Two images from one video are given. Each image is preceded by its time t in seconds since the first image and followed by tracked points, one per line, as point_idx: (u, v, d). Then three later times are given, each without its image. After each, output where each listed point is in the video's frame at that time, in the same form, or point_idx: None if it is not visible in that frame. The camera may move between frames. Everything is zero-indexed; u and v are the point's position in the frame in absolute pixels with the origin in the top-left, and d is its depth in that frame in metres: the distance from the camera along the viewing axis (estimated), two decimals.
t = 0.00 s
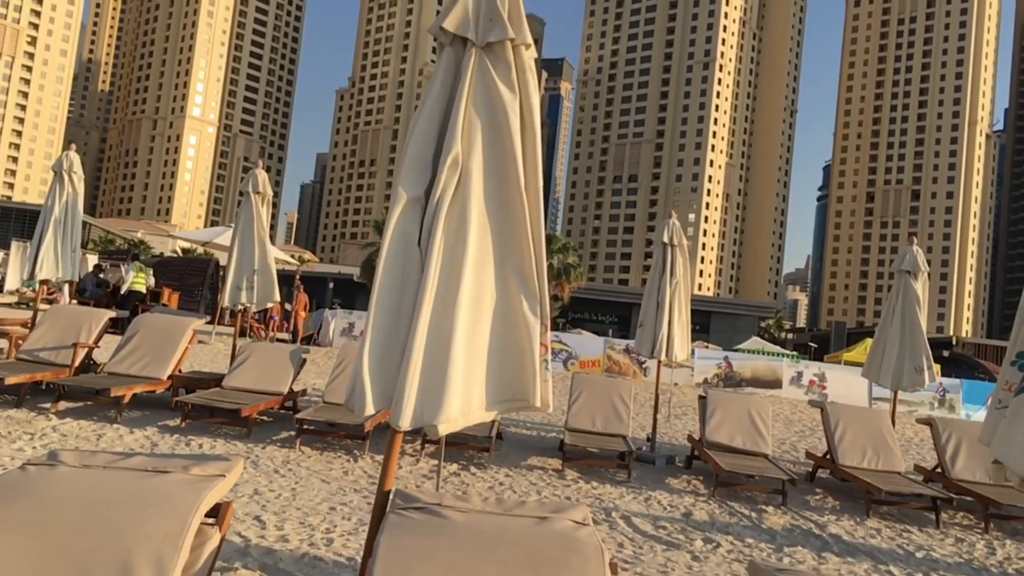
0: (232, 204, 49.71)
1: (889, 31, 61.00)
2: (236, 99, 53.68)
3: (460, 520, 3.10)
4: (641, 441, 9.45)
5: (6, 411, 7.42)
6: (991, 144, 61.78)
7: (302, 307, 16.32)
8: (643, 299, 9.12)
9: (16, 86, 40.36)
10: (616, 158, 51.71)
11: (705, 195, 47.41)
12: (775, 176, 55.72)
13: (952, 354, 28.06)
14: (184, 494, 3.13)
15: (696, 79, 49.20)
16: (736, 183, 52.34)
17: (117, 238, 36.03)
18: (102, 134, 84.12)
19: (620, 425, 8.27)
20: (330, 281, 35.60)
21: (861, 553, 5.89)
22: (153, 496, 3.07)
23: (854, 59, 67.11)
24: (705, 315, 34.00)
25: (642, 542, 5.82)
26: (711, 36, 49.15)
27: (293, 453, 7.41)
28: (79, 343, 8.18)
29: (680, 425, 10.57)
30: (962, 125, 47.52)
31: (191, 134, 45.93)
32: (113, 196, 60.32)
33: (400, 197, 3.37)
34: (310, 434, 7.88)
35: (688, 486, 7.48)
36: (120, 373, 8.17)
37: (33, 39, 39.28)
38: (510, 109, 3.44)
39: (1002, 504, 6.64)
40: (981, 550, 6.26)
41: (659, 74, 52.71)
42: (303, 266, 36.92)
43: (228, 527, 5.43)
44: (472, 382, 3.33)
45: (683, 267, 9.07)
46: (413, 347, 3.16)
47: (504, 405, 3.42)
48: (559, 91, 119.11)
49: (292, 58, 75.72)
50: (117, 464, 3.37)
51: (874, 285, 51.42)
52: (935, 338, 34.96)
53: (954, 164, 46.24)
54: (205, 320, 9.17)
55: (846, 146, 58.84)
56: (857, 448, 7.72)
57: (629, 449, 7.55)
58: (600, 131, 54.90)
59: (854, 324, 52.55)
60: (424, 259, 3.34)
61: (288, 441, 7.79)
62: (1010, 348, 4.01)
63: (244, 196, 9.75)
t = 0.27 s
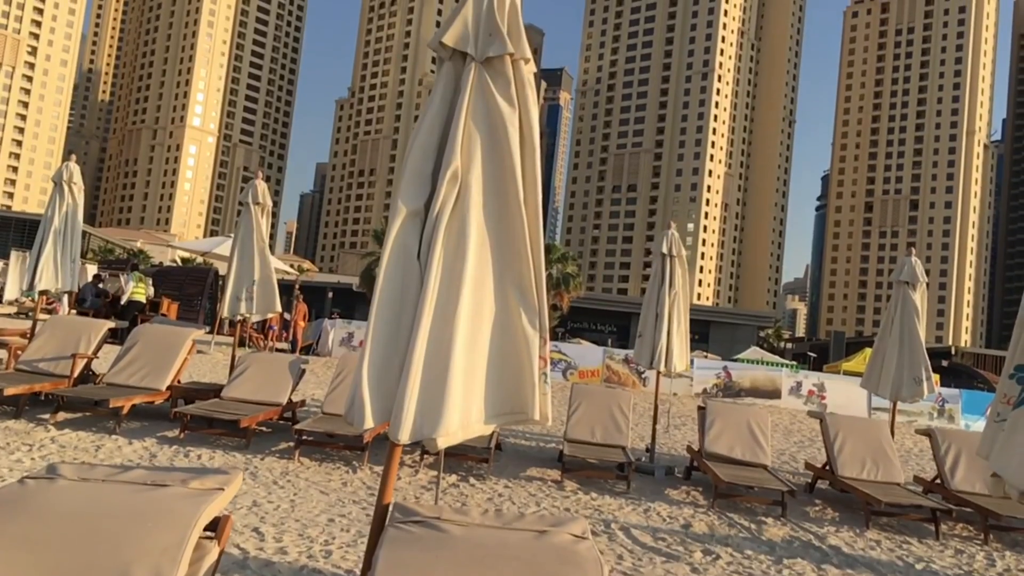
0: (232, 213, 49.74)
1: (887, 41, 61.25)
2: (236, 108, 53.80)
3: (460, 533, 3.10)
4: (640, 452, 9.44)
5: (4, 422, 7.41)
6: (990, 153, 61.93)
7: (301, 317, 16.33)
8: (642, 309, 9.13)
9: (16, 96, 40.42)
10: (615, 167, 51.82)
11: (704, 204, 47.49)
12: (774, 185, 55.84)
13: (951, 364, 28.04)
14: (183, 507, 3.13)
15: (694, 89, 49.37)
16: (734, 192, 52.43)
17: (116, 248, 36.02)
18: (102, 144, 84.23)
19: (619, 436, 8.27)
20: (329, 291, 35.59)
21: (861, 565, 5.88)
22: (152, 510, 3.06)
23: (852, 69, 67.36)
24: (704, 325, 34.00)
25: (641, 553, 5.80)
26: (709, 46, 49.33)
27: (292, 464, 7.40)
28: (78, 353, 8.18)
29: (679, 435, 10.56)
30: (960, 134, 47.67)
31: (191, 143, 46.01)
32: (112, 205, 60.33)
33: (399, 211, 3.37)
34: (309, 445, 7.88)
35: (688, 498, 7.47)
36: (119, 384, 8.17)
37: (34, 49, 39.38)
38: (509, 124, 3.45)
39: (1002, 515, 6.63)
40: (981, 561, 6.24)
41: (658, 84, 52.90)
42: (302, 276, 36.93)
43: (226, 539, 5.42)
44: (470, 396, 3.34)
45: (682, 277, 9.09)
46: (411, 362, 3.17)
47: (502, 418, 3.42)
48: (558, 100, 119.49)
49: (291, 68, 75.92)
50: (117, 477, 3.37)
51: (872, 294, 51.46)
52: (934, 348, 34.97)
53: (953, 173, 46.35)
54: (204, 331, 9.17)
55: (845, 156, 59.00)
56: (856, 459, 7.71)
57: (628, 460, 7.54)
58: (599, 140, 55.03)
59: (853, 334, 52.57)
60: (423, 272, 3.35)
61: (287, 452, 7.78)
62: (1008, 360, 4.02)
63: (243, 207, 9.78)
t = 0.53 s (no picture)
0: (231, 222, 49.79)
1: (885, 51, 61.52)
2: (236, 117, 53.91)
3: (459, 547, 3.10)
4: (640, 462, 9.43)
5: (3, 433, 7.40)
6: (988, 162, 62.08)
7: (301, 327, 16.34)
8: (641, 319, 9.13)
9: (16, 105, 40.47)
10: (614, 176, 51.91)
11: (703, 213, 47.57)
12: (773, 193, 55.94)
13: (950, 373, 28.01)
14: (181, 521, 3.12)
15: (693, 98, 49.52)
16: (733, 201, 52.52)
17: (115, 257, 36.01)
18: (101, 153, 84.30)
19: (618, 447, 8.26)
20: (328, 300, 35.56)
21: None
22: (151, 523, 3.06)
23: (850, 79, 67.61)
24: (703, 334, 33.99)
25: (641, 564, 5.78)
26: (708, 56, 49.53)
27: (291, 474, 7.38)
28: (77, 364, 8.17)
29: (679, 445, 10.55)
30: (958, 144, 47.81)
31: (191, 152, 46.09)
32: (111, 214, 60.33)
33: (399, 224, 3.37)
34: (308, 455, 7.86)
35: (687, 508, 7.46)
36: (117, 394, 8.16)
37: (34, 58, 39.52)
38: (508, 138, 3.48)
39: (1002, 526, 6.62)
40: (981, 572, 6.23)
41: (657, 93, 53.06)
42: (300, 285, 36.91)
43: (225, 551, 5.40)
44: (470, 408, 3.34)
45: (681, 287, 9.11)
46: (411, 374, 3.17)
47: (501, 430, 3.42)
48: (556, 109, 119.79)
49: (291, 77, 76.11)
50: (116, 490, 3.37)
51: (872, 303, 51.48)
52: (934, 357, 34.96)
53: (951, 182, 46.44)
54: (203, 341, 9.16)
55: (843, 164, 59.12)
56: (856, 469, 7.71)
57: (628, 470, 7.53)
58: (598, 149, 55.15)
59: (852, 342, 52.57)
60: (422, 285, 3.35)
61: (286, 463, 7.77)
62: (1007, 372, 4.02)
63: (243, 217, 9.81)
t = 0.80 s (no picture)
0: (230, 231, 49.80)
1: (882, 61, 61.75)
2: (236, 127, 54.00)
3: (457, 560, 3.09)
4: (640, 472, 9.42)
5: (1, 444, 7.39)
6: (985, 171, 62.22)
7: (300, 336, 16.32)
8: (640, 330, 9.13)
9: (17, 114, 40.51)
10: (613, 185, 52.01)
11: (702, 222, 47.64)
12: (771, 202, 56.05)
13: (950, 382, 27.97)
14: (180, 534, 3.12)
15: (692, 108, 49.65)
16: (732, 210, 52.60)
17: (114, 266, 35.98)
18: (100, 161, 84.34)
19: (618, 457, 8.25)
20: (327, 309, 35.55)
21: None
22: (150, 537, 3.05)
23: (849, 88, 67.84)
24: (703, 343, 33.97)
25: None
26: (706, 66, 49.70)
27: (289, 485, 7.37)
28: (76, 375, 8.15)
29: (678, 455, 10.54)
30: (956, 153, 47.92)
31: (190, 161, 46.18)
32: (111, 222, 60.33)
33: (398, 237, 3.38)
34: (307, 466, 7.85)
35: (687, 519, 7.44)
36: (116, 405, 8.14)
37: (35, 68, 39.57)
38: (508, 152, 3.48)
39: (1002, 537, 6.61)
40: None
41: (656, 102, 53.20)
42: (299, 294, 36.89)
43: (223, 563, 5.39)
44: (469, 422, 3.34)
45: (680, 297, 9.12)
46: (410, 388, 3.17)
47: (500, 443, 3.43)
48: (555, 118, 120.10)
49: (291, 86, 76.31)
50: (114, 504, 3.36)
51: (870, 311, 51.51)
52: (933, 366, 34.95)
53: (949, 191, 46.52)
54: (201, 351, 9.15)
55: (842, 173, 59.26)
56: (855, 480, 7.70)
57: (627, 480, 7.52)
58: (597, 158, 55.27)
59: (852, 351, 52.53)
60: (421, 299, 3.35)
61: (285, 473, 7.75)
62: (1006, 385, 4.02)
63: (243, 228, 9.82)
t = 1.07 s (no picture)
0: (229, 241, 49.82)
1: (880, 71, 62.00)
2: (236, 137, 54.12)
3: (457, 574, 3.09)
4: (640, 483, 9.41)
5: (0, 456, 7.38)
6: (984, 180, 62.39)
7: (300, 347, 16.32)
8: (640, 340, 9.13)
9: (18, 124, 40.60)
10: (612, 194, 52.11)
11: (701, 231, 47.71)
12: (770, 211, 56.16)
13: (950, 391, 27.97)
14: (180, 549, 3.12)
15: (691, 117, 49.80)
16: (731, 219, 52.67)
17: (114, 276, 35.99)
18: (100, 171, 84.46)
19: (618, 468, 8.24)
20: (327, 319, 35.57)
21: None
22: (149, 551, 3.06)
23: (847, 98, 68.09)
24: (703, 352, 33.97)
25: None
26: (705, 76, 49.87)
27: (289, 497, 7.36)
28: (75, 386, 8.15)
29: (678, 465, 10.53)
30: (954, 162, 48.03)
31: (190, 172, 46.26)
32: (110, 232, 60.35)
33: (398, 252, 3.39)
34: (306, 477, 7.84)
35: (687, 530, 7.43)
36: (116, 417, 8.14)
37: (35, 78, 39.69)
38: (508, 166, 3.51)
39: (1002, 547, 6.60)
40: None
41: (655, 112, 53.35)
42: (299, 304, 36.88)
43: None
44: (469, 435, 3.35)
45: (680, 308, 9.13)
46: (410, 402, 3.19)
47: (499, 456, 3.44)
48: (554, 128, 120.44)
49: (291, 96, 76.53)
50: (114, 518, 3.37)
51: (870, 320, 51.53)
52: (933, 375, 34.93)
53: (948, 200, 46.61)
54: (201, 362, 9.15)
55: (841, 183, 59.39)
56: (855, 490, 7.69)
57: (627, 491, 7.51)
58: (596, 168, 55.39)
59: (851, 360, 52.51)
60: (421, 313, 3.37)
61: (284, 485, 7.75)
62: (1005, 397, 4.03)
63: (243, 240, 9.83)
